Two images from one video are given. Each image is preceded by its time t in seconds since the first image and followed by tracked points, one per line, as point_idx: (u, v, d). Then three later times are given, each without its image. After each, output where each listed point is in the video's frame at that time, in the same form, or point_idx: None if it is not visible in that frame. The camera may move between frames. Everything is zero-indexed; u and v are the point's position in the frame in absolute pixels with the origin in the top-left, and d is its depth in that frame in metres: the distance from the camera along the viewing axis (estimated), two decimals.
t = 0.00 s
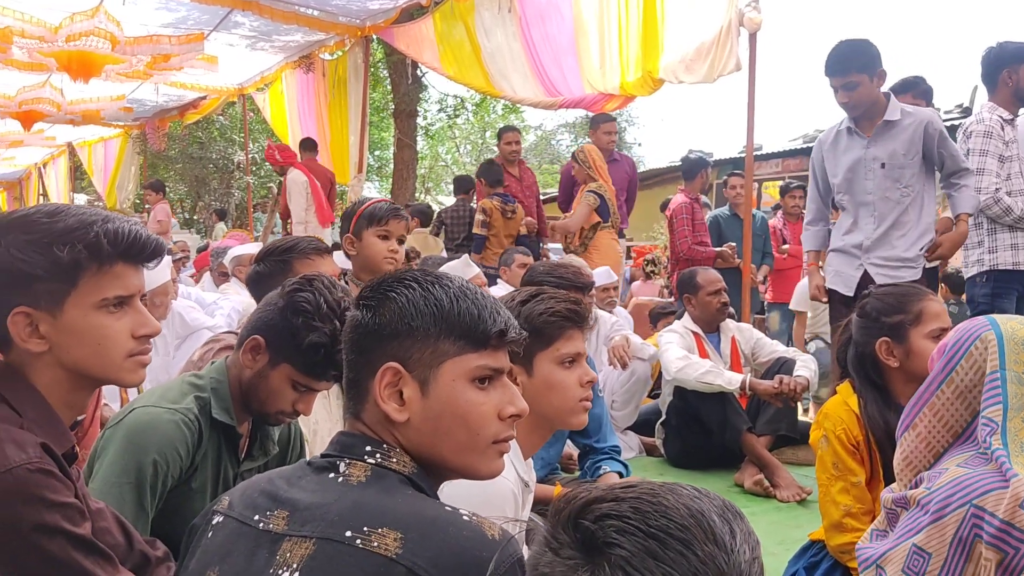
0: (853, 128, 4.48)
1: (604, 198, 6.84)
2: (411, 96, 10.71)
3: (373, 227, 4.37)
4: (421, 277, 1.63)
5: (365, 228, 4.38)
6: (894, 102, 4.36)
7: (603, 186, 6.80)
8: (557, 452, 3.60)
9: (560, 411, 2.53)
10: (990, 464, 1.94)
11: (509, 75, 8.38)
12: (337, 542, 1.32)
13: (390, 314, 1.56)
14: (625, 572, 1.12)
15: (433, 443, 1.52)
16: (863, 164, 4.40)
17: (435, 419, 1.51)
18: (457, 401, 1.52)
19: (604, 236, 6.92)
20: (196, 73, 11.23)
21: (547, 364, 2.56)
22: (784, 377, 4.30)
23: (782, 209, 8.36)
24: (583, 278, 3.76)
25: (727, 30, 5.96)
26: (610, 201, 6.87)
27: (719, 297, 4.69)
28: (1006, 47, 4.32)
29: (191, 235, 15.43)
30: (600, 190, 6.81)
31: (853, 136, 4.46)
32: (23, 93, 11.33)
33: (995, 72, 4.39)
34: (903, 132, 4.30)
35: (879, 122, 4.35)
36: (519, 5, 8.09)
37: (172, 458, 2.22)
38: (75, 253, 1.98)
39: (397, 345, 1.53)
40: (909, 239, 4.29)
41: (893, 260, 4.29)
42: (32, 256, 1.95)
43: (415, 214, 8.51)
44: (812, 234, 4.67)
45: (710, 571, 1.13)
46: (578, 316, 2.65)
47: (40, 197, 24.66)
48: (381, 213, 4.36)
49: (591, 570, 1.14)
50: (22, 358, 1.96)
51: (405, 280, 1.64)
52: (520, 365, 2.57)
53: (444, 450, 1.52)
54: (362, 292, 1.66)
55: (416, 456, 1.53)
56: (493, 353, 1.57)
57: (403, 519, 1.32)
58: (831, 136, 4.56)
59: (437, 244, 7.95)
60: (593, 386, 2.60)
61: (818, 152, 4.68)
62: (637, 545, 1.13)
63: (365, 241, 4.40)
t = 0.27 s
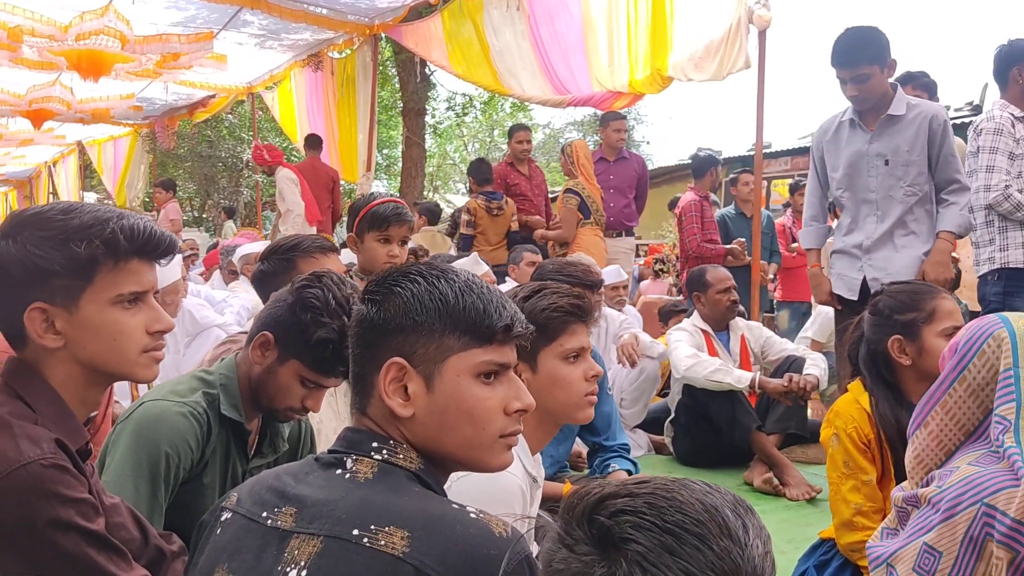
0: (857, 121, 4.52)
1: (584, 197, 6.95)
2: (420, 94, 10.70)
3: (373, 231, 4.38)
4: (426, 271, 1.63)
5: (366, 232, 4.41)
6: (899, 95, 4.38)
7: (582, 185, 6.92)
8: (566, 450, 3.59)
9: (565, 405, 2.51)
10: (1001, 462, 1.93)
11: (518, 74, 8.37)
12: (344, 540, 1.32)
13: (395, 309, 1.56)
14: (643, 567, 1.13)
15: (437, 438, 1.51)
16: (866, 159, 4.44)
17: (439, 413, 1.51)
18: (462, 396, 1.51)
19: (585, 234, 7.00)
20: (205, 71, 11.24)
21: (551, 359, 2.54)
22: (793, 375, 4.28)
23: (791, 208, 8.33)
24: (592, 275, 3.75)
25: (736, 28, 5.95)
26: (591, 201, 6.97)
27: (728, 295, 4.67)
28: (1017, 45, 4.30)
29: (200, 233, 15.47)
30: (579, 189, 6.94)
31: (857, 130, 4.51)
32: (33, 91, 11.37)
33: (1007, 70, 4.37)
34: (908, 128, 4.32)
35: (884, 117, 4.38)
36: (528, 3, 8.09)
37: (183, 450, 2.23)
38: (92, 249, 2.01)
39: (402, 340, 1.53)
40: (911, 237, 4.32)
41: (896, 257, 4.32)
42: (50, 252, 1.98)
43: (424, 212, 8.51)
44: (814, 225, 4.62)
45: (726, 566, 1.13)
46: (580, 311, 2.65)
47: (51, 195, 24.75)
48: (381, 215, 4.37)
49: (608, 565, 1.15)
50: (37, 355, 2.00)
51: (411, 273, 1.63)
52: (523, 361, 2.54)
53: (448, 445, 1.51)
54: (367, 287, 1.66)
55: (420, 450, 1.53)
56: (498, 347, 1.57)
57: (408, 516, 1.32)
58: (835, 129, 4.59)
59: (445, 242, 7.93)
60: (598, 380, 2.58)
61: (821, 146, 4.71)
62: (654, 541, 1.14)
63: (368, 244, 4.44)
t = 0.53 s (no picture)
0: (858, 107, 4.09)
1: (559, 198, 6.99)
2: (427, 93, 10.70)
3: (379, 223, 4.40)
4: (428, 265, 1.62)
5: (372, 226, 4.43)
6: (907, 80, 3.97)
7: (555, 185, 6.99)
8: (573, 449, 3.60)
9: (557, 399, 2.52)
10: (1008, 461, 1.93)
11: (524, 73, 8.37)
12: (348, 540, 1.33)
13: (396, 303, 1.56)
14: (642, 563, 1.20)
15: (437, 432, 1.51)
16: (869, 149, 4.02)
17: (439, 408, 1.51)
18: (463, 390, 1.52)
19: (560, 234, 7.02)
20: (212, 71, 11.27)
21: (541, 353, 2.56)
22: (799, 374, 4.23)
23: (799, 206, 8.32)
24: (598, 275, 3.76)
25: (743, 27, 5.93)
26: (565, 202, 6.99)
27: (735, 295, 4.66)
28: None
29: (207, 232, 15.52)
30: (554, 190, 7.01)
31: (860, 117, 4.07)
32: (41, 91, 11.40)
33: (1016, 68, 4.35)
34: (918, 115, 3.91)
35: (890, 104, 3.96)
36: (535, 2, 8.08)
37: (191, 449, 2.24)
38: (111, 249, 2.05)
39: (402, 334, 1.53)
40: (919, 234, 3.92)
41: (904, 255, 3.90)
42: (70, 251, 2.02)
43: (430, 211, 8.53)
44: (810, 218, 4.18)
45: (724, 562, 1.20)
46: (568, 302, 2.63)
47: (58, 195, 24.82)
48: (384, 209, 4.39)
49: (610, 558, 1.23)
50: (50, 354, 2.01)
51: (413, 268, 1.63)
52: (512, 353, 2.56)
53: (448, 440, 1.52)
54: (369, 280, 1.65)
55: (422, 444, 1.53)
56: (500, 341, 1.57)
57: (409, 514, 1.32)
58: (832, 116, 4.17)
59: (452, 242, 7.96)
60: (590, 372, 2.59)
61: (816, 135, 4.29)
62: (655, 537, 1.21)
63: (375, 237, 4.45)
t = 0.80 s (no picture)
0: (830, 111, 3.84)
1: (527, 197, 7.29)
2: (430, 94, 10.71)
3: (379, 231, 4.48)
4: (419, 250, 1.64)
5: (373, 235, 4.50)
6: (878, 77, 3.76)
7: (523, 183, 7.28)
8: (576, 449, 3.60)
9: (555, 399, 2.54)
10: (1011, 461, 1.93)
11: (527, 73, 8.38)
12: (343, 536, 1.36)
13: (386, 290, 1.57)
14: (610, 538, 1.12)
15: (430, 418, 1.55)
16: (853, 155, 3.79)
17: (432, 395, 1.54)
18: (456, 377, 1.55)
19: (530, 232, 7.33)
20: (215, 71, 11.29)
21: (539, 353, 2.58)
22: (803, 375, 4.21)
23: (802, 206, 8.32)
24: (601, 276, 3.76)
25: (746, 27, 5.93)
26: (533, 201, 7.28)
27: (738, 295, 4.66)
28: None
29: (211, 232, 15.55)
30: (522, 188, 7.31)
31: (835, 122, 3.83)
32: (45, 91, 11.43)
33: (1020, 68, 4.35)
34: (898, 115, 3.72)
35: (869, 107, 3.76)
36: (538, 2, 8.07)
37: (195, 449, 2.25)
38: (114, 250, 2.06)
39: (394, 321, 1.55)
40: (917, 236, 3.75)
41: (908, 259, 3.71)
42: (75, 252, 2.02)
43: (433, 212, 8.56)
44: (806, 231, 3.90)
45: (701, 549, 1.08)
46: (566, 302, 2.62)
47: (61, 195, 24.86)
48: (384, 215, 4.47)
49: (582, 534, 1.15)
50: (55, 354, 2.02)
51: (403, 253, 1.64)
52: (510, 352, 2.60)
53: (442, 426, 1.55)
54: (360, 266, 1.67)
55: (415, 431, 1.56)
56: (493, 328, 1.59)
57: (403, 509, 1.34)
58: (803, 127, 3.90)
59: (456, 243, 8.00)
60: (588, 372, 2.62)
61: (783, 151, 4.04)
62: (627, 513, 1.12)
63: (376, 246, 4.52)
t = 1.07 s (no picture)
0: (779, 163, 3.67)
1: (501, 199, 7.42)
2: (432, 95, 10.71)
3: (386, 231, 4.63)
4: (396, 240, 1.67)
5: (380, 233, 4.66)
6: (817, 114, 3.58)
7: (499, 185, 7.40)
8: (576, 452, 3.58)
9: (558, 405, 2.64)
10: (1011, 463, 1.93)
11: (529, 75, 8.38)
12: (331, 535, 1.38)
13: (365, 279, 1.60)
14: (531, 521, 1.10)
15: (414, 407, 1.58)
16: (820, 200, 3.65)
17: (415, 384, 1.58)
18: (438, 365, 1.58)
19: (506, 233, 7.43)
20: (217, 73, 11.30)
21: (545, 360, 2.66)
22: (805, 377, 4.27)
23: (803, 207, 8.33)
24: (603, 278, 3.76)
25: (747, 29, 5.92)
26: (506, 203, 7.38)
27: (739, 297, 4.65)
28: None
29: (213, 234, 15.58)
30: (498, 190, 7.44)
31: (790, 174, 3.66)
32: (47, 93, 11.45)
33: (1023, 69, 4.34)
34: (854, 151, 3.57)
35: (820, 152, 3.55)
36: (539, 4, 8.06)
37: (197, 450, 2.25)
38: (116, 253, 2.06)
39: (373, 311, 1.58)
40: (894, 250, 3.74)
41: (882, 276, 3.76)
42: (76, 255, 2.03)
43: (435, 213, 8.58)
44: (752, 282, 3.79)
45: (623, 536, 1.06)
46: (574, 309, 2.71)
47: (64, 197, 24.88)
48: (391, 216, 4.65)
49: (505, 516, 1.13)
50: (56, 357, 2.02)
51: (381, 243, 1.67)
52: (516, 360, 2.69)
53: (426, 414, 1.59)
54: (338, 258, 1.70)
55: (399, 421, 1.60)
56: (473, 314, 1.63)
57: (389, 506, 1.36)
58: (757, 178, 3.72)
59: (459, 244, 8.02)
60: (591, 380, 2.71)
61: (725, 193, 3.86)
62: (550, 497, 1.10)
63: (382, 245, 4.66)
